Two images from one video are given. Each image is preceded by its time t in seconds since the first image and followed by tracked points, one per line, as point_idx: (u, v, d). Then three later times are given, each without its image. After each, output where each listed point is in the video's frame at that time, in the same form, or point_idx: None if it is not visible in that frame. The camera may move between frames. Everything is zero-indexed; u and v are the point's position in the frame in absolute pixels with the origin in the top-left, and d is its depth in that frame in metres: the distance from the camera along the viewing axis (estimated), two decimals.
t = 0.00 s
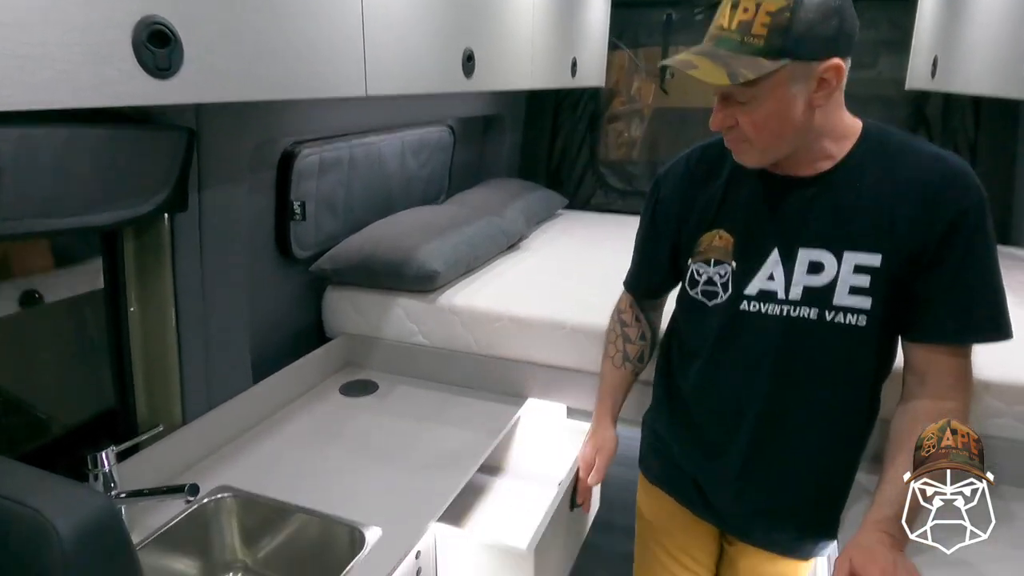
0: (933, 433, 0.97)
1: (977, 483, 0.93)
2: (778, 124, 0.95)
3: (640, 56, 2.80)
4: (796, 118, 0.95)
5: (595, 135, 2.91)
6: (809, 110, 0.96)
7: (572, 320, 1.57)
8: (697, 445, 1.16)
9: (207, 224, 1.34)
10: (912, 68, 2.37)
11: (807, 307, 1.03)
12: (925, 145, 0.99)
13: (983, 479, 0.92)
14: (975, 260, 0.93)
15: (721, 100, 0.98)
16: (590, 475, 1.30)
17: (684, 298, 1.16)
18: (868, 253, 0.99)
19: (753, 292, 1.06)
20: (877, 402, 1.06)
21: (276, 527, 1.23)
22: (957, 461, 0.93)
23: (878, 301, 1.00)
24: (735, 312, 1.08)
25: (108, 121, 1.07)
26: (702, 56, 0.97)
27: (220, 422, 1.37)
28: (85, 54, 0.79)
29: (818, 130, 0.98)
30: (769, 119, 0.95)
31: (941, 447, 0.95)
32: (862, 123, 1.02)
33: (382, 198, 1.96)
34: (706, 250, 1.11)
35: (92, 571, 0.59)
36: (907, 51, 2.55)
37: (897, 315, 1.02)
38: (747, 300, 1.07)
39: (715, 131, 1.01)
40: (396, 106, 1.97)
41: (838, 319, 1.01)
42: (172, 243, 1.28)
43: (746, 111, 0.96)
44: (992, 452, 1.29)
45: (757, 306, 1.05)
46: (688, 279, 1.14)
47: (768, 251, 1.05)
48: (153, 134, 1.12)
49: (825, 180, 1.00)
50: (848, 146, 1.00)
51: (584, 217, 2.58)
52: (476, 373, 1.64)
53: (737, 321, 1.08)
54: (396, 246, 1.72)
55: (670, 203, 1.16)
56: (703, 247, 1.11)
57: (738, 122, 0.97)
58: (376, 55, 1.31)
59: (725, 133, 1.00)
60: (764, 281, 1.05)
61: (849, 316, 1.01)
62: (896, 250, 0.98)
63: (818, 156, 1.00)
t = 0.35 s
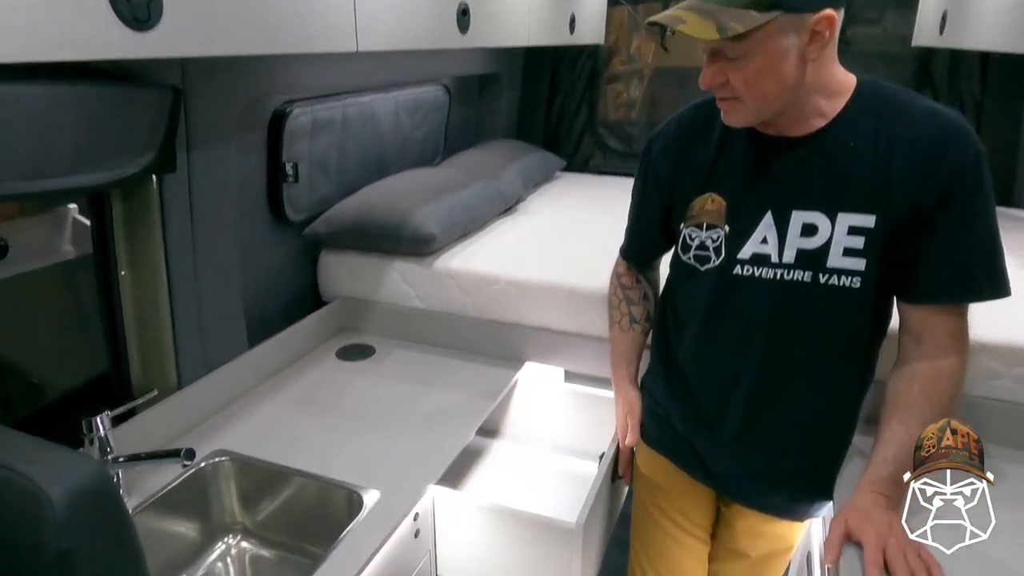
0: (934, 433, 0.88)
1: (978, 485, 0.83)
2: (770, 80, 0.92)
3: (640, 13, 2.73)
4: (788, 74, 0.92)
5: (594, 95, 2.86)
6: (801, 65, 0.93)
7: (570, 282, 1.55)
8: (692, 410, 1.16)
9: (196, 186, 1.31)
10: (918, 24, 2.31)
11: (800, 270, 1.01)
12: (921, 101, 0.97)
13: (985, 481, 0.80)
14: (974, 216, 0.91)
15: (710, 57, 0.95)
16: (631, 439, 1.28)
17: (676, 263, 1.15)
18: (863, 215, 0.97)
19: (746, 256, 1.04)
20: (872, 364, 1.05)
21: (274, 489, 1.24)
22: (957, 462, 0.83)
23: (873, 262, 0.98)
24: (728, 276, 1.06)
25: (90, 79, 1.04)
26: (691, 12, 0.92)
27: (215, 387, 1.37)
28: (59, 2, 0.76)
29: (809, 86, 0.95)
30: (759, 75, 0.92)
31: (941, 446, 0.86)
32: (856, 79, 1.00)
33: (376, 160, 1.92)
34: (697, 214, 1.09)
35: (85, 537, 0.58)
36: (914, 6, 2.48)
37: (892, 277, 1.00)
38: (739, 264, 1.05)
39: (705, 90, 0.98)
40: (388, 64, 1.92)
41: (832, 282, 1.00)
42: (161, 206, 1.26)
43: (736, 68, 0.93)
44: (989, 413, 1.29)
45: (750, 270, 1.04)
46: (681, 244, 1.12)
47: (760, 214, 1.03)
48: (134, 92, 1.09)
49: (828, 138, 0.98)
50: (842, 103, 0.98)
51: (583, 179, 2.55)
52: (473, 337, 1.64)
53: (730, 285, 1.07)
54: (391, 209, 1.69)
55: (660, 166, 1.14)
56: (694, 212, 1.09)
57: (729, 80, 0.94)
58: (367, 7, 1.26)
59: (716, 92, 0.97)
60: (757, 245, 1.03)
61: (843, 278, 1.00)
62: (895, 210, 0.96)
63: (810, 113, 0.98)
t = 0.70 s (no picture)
0: (933, 434, 0.95)
1: (977, 485, 0.92)
2: (777, 32, 0.89)
3: None
4: (796, 26, 0.89)
5: (591, 56, 2.79)
6: (810, 17, 0.90)
7: (566, 247, 1.53)
8: (689, 375, 1.14)
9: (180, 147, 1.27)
10: None
11: (802, 234, 0.99)
12: (931, 56, 0.93)
13: (983, 479, 0.90)
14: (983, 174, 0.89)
15: (716, 8, 0.91)
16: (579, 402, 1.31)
17: (676, 227, 1.12)
18: (868, 176, 0.95)
19: (747, 219, 1.02)
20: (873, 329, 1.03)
21: (269, 456, 1.23)
22: (957, 461, 0.91)
23: (876, 224, 0.96)
24: (728, 240, 1.04)
25: (66, 35, 1.00)
26: None
27: (208, 353, 1.35)
28: None
29: (818, 41, 0.92)
30: (766, 26, 0.88)
31: (941, 446, 0.93)
32: (865, 34, 0.97)
33: (369, 122, 1.88)
34: (698, 176, 1.07)
35: (68, 507, 0.57)
36: None
37: (895, 239, 0.98)
38: (740, 227, 1.03)
39: (708, 44, 0.94)
40: (380, 22, 1.86)
41: (833, 245, 0.98)
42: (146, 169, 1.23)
43: (741, 20, 0.89)
44: (988, 378, 1.28)
45: (750, 234, 1.02)
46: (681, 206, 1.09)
47: (762, 176, 1.01)
48: (110, 49, 1.06)
49: (833, 96, 0.95)
50: (850, 60, 0.94)
51: (579, 142, 2.50)
52: (468, 302, 1.62)
53: (730, 248, 1.05)
54: (383, 172, 1.66)
55: (660, 127, 1.11)
56: (694, 173, 1.07)
57: (735, 32, 0.90)
58: None
59: (720, 46, 0.93)
60: (758, 207, 1.01)
61: (845, 242, 0.97)
62: (900, 170, 0.93)
63: (818, 71, 0.94)
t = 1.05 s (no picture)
0: (933, 433, 0.93)
1: (977, 485, 0.89)
2: None
3: None
4: None
5: (590, 19, 2.73)
6: None
7: (563, 214, 1.51)
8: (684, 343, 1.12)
9: (170, 113, 1.24)
10: None
11: (797, 208, 0.98)
12: (931, 18, 0.93)
13: (983, 480, 0.88)
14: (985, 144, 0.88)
15: None
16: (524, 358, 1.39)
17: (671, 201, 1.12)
18: (864, 148, 0.94)
19: (741, 193, 1.01)
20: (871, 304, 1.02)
21: (267, 424, 1.23)
22: (957, 462, 0.88)
23: (873, 198, 0.95)
24: (723, 213, 1.03)
25: None
26: None
27: (203, 321, 1.35)
28: None
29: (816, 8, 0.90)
30: None
31: (941, 446, 0.90)
32: None
33: (363, 87, 1.84)
34: (691, 148, 1.06)
35: (63, 477, 0.56)
36: None
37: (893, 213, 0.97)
38: (734, 201, 1.02)
39: (703, 13, 0.92)
40: None
41: (830, 220, 0.97)
42: (135, 134, 1.21)
43: None
44: (987, 345, 1.27)
45: (745, 207, 1.01)
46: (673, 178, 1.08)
47: (757, 149, 1.00)
48: (95, 8, 1.03)
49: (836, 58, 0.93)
50: (848, 26, 0.93)
51: (577, 108, 2.46)
52: (465, 271, 1.61)
53: (725, 219, 1.04)
54: (378, 138, 1.63)
55: (653, 96, 1.10)
56: (687, 145, 1.06)
57: None
58: None
59: (715, 15, 0.91)
60: (752, 180, 1.00)
61: (841, 216, 0.96)
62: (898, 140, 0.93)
63: (816, 39, 0.93)
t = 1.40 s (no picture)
0: (933, 434, 0.93)
1: (977, 485, 0.88)
2: (727, 19, 0.83)
3: None
4: (747, 8, 0.84)
5: None
6: None
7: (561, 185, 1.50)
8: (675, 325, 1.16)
9: (160, 82, 1.22)
10: None
11: (768, 203, 0.99)
12: None
13: (983, 480, 0.88)
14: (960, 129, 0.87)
15: None
16: (517, 330, 1.42)
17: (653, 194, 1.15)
18: (831, 142, 0.94)
19: (715, 188, 1.04)
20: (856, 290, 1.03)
21: (266, 396, 1.23)
22: (956, 461, 0.88)
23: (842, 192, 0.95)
24: (702, 208, 1.06)
25: None
26: None
27: (199, 293, 1.34)
28: None
29: (769, 13, 0.88)
30: (717, 14, 0.83)
31: (941, 446, 0.90)
32: None
33: (358, 56, 1.81)
34: (664, 143, 1.09)
35: (62, 451, 0.56)
36: None
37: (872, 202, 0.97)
38: (710, 196, 1.05)
39: (653, 30, 0.88)
40: None
41: (802, 214, 0.98)
42: (126, 104, 1.19)
43: (689, 8, 0.83)
44: (986, 315, 1.27)
45: (720, 201, 1.04)
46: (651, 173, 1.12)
47: (727, 145, 1.02)
48: None
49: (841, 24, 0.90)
50: (802, 19, 0.91)
51: (576, 77, 2.43)
52: (462, 242, 1.60)
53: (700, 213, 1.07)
54: (373, 108, 1.61)
55: (624, 91, 1.14)
56: (660, 141, 1.09)
57: (682, 21, 0.84)
58: None
59: (667, 32, 0.87)
60: (725, 175, 1.02)
61: (812, 211, 0.97)
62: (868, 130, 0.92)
63: (770, 38, 0.91)
